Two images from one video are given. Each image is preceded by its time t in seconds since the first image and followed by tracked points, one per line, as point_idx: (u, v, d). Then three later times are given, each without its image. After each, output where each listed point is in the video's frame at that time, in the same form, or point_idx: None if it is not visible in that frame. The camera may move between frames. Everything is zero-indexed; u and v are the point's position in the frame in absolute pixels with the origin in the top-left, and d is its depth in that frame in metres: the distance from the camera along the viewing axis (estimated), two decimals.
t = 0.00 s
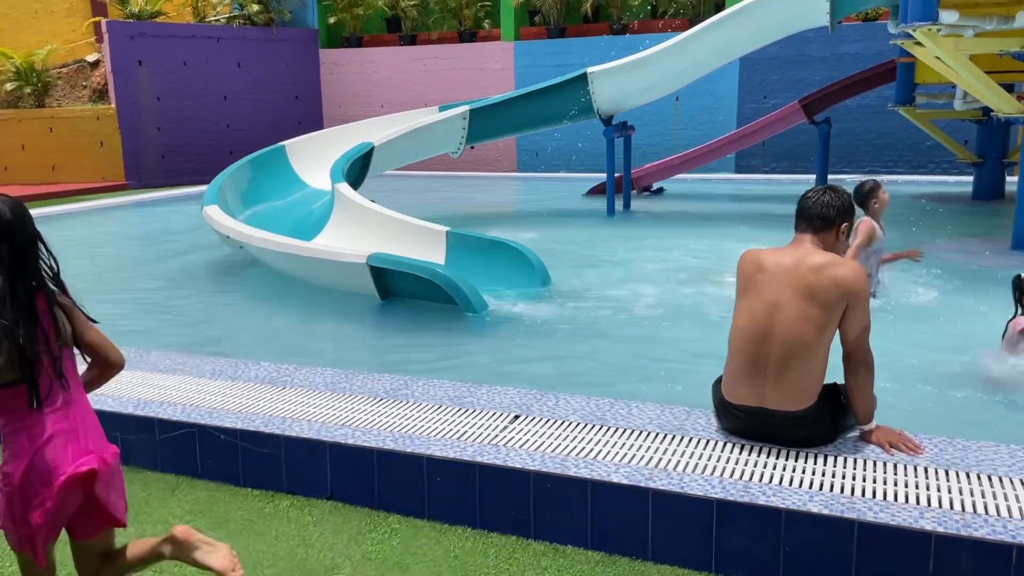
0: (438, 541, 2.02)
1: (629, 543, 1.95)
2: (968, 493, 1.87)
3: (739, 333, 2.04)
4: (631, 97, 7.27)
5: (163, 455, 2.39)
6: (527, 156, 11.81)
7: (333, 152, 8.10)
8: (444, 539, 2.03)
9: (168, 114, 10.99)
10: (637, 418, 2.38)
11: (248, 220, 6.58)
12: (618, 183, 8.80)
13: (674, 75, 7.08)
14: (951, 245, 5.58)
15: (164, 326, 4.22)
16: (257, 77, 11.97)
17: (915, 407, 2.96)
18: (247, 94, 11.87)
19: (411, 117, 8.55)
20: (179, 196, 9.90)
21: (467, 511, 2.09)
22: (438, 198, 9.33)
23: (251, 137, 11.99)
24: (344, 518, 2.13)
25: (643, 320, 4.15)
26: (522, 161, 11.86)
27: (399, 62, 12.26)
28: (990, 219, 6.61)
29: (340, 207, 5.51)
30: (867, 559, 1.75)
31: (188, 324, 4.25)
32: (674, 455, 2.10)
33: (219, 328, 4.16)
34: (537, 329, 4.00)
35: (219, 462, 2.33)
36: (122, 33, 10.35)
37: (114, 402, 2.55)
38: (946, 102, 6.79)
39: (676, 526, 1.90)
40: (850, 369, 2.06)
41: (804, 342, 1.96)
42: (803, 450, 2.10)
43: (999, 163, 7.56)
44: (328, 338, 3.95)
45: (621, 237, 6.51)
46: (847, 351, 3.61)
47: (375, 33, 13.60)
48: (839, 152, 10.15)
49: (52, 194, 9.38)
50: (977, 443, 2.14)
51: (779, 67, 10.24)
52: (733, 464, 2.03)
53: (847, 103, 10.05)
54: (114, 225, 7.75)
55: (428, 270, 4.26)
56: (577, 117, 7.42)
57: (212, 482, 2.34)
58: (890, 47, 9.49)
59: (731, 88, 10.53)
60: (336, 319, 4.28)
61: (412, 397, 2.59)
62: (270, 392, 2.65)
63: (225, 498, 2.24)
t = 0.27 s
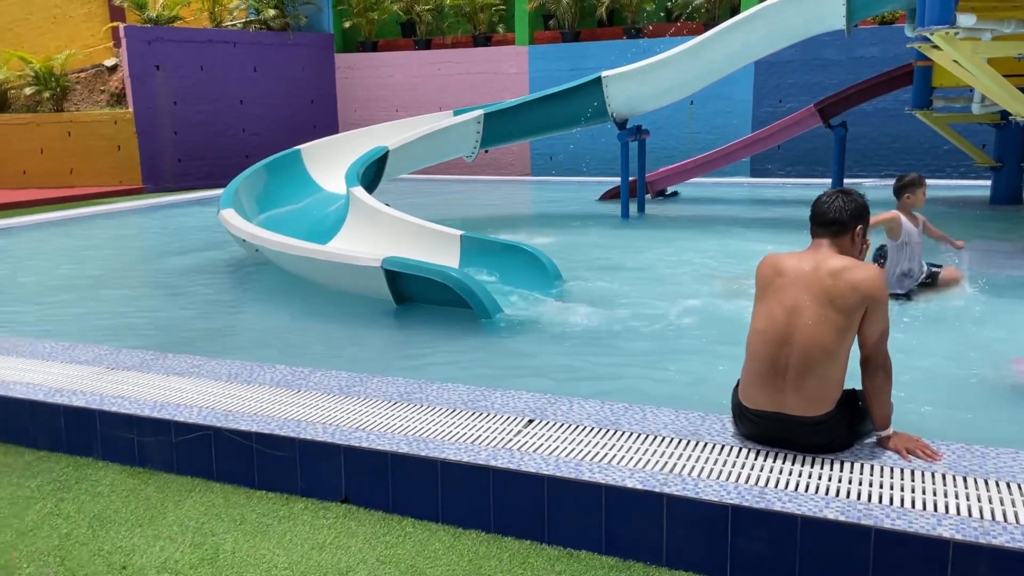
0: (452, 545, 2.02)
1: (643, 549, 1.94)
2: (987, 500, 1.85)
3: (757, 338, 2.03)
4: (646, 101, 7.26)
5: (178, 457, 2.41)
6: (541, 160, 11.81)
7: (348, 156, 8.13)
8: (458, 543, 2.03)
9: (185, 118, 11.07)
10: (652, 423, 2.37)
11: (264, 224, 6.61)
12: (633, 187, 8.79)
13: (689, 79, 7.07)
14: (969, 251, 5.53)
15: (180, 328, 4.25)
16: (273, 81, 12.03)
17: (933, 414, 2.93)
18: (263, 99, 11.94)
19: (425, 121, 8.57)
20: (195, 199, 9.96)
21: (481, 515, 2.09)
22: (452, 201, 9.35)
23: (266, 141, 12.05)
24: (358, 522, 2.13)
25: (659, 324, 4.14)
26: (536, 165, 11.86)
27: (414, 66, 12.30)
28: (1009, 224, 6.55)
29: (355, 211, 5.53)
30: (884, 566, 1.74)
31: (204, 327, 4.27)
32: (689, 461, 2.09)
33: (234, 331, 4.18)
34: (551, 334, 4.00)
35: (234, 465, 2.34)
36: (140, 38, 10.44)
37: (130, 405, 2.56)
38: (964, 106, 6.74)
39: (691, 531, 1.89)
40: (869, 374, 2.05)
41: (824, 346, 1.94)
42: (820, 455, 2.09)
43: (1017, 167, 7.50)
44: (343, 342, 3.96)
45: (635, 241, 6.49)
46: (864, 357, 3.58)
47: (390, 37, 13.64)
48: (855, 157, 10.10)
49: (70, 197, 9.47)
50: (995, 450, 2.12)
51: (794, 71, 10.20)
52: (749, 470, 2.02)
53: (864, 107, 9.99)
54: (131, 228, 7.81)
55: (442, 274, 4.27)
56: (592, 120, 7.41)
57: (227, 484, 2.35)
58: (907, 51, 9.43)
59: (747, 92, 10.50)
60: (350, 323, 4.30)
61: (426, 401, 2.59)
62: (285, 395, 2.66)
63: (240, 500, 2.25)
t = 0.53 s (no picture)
0: (462, 550, 2.01)
1: (654, 554, 1.93)
2: (1003, 508, 1.83)
3: (769, 342, 2.01)
4: (657, 106, 7.25)
5: (190, 460, 2.41)
6: (552, 164, 11.81)
7: (360, 160, 8.15)
8: (470, 548, 2.03)
9: (199, 123, 11.13)
10: (664, 428, 2.36)
11: (276, 228, 6.64)
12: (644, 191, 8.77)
13: (701, 83, 7.05)
14: (984, 256, 5.49)
15: (192, 332, 4.26)
16: (285, 86, 12.08)
17: (949, 419, 2.90)
18: (276, 104, 11.99)
19: (437, 126, 8.59)
20: (208, 203, 10.02)
21: (492, 520, 2.09)
22: (464, 206, 9.36)
23: (279, 146, 12.11)
24: (370, 526, 2.13)
25: (670, 329, 4.13)
26: (548, 169, 11.86)
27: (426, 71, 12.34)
28: None
29: (367, 215, 5.54)
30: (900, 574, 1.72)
31: (216, 331, 4.29)
32: (702, 466, 2.08)
33: (247, 335, 4.20)
34: (562, 339, 3.99)
35: (245, 468, 2.35)
36: (155, 43, 10.51)
37: (143, 408, 2.57)
38: (978, 110, 6.69)
39: (703, 537, 1.88)
40: (883, 380, 2.03)
41: (836, 350, 1.92)
42: (834, 461, 2.07)
43: None
44: (354, 346, 3.96)
45: (647, 246, 6.48)
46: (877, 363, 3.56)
47: (403, 42, 13.69)
48: (868, 161, 10.05)
49: (84, 201, 9.54)
50: (1012, 457, 2.10)
51: (807, 75, 10.17)
52: (761, 476, 2.01)
53: (877, 111, 9.94)
54: (145, 232, 7.86)
55: (453, 278, 4.28)
56: (604, 125, 7.41)
57: (238, 487, 2.35)
58: (921, 55, 9.38)
59: (759, 97, 10.47)
60: (362, 327, 4.30)
61: (437, 405, 2.59)
62: (297, 399, 2.67)
63: (251, 503, 2.25)
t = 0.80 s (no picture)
0: (470, 558, 2.01)
1: (663, 563, 1.92)
2: (1014, 518, 1.82)
3: (779, 350, 2.01)
4: (666, 112, 7.25)
5: (199, 467, 2.42)
6: (560, 170, 11.82)
7: (369, 166, 8.17)
8: (478, 556, 2.02)
9: (208, 129, 11.18)
10: (672, 436, 2.36)
11: (285, 234, 6.66)
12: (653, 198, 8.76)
13: (709, 90, 7.05)
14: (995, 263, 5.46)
15: (201, 338, 4.28)
16: (295, 93, 12.13)
17: (960, 427, 2.88)
18: (285, 110, 12.04)
19: (446, 132, 8.60)
20: (217, 210, 10.06)
21: (500, 528, 2.08)
22: (472, 212, 9.37)
23: (288, 152, 12.15)
24: (378, 533, 2.13)
25: (679, 336, 4.12)
26: (556, 175, 11.87)
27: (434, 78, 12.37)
28: None
29: (376, 221, 5.55)
30: None
31: (225, 336, 4.30)
32: (711, 475, 2.07)
33: (256, 341, 4.21)
34: (570, 345, 3.98)
35: (254, 474, 2.35)
36: (165, 50, 10.57)
37: (153, 414, 2.58)
38: (988, 117, 6.67)
39: (712, 546, 1.87)
40: (894, 388, 2.02)
41: (845, 358, 1.92)
42: (844, 470, 2.06)
43: None
44: (363, 352, 3.97)
45: (655, 253, 6.47)
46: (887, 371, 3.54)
47: (411, 49, 13.73)
48: (877, 168, 10.02)
49: (94, 207, 9.59)
50: None
51: (816, 81, 10.15)
52: (771, 484, 2.00)
53: (886, 118, 9.92)
54: (154, 238, 7.90)
55: (461, 284, 4.28)
56: (612, 132, 7.42)
57: (247, 493, 2.35)
58: (930, 62, 9.36)
59: (768, 103, 10.46)
60: (370, 333, 4.31)
61: (445, 413, 2.59)
62: (305, 405, 2.67)
63: (259, 510, 2.25)
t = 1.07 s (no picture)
0: (474, 568, 2.00)
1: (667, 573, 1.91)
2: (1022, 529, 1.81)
3: (785, 359, 2.00)
4: (670, 120, 7.26)
5: (203, 474, 2.41)
6: (565, 178, 11.83)
7: (374, 174, 8.18)
8: (481, 565, 2.01)
9: (214, 137, 11.22)
10: (678, 445, 2.35)
11: (290, 242, 6.67)
12: (657, 206, 8.76)
13: (714, 99, 7.06)
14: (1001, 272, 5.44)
15: (205, 345, 4.28)
16: (300, 101, 12.16)
17: (967, 436, 2.86)
18: (290, 118, 12.07)
19: (451, 141, 8.62)
20: (222, 217, 10.08)
21: (504, 537, 2.07)
22: (476, 220, 9.37)
23: (292, 160, 12.18)
24: (382, 541, 2.12)
25: (683, 345, 4.11)
26: (560, 183, 11.88)
27: (439, 86, 12.40)
28: None
29: (380, 229, 5.56)
30: None
31: (230, 344, 4.30)
32: (716, 484, 2.06)
33: (260, 349, 4.21)
34: (574, 354, 3.97)
35: (258, 482, 2.34)
36: (171, 58, 10.62)
37: (156, 421, 2.58)
38: (994, 126, 6.65)
39: (717, 557, 1.86)
40: (900, 398, 2.01)
41: (852, 368, 1.90)
42: (850, 480, 2.05)
43: None
44: (367, 359, 3.97)
45: (660, 261, 6.47)
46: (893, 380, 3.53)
47: (416, 58, 13.77)
48: (882, 177, 10.01)
49: (100, 215, 9.62)
50: None
51: (821, 90, 10.15)
52: (776, 494, 1.99)
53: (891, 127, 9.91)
54: (159, 245, 7.91)
55: (465, 292, 4.28)
56: (617, 140, 7.43)
57: (250, 501, 2.35)
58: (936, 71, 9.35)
59: (772, 112, 10.46)
60: (374, 341, 4.30)
61: (449, 421, 2.59)
62: (309, 413, 2.67)
63: (263, 518, 2.25)
